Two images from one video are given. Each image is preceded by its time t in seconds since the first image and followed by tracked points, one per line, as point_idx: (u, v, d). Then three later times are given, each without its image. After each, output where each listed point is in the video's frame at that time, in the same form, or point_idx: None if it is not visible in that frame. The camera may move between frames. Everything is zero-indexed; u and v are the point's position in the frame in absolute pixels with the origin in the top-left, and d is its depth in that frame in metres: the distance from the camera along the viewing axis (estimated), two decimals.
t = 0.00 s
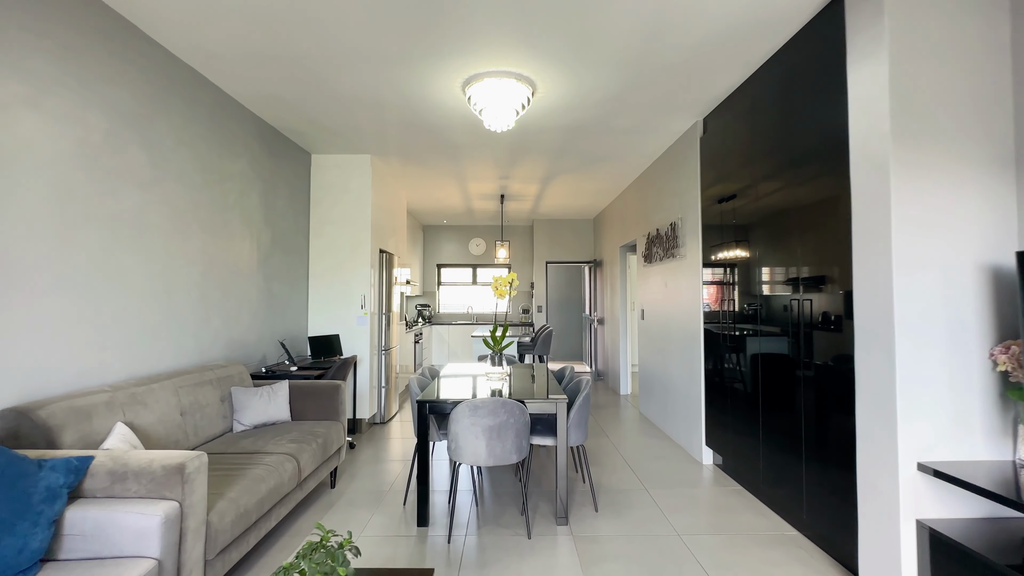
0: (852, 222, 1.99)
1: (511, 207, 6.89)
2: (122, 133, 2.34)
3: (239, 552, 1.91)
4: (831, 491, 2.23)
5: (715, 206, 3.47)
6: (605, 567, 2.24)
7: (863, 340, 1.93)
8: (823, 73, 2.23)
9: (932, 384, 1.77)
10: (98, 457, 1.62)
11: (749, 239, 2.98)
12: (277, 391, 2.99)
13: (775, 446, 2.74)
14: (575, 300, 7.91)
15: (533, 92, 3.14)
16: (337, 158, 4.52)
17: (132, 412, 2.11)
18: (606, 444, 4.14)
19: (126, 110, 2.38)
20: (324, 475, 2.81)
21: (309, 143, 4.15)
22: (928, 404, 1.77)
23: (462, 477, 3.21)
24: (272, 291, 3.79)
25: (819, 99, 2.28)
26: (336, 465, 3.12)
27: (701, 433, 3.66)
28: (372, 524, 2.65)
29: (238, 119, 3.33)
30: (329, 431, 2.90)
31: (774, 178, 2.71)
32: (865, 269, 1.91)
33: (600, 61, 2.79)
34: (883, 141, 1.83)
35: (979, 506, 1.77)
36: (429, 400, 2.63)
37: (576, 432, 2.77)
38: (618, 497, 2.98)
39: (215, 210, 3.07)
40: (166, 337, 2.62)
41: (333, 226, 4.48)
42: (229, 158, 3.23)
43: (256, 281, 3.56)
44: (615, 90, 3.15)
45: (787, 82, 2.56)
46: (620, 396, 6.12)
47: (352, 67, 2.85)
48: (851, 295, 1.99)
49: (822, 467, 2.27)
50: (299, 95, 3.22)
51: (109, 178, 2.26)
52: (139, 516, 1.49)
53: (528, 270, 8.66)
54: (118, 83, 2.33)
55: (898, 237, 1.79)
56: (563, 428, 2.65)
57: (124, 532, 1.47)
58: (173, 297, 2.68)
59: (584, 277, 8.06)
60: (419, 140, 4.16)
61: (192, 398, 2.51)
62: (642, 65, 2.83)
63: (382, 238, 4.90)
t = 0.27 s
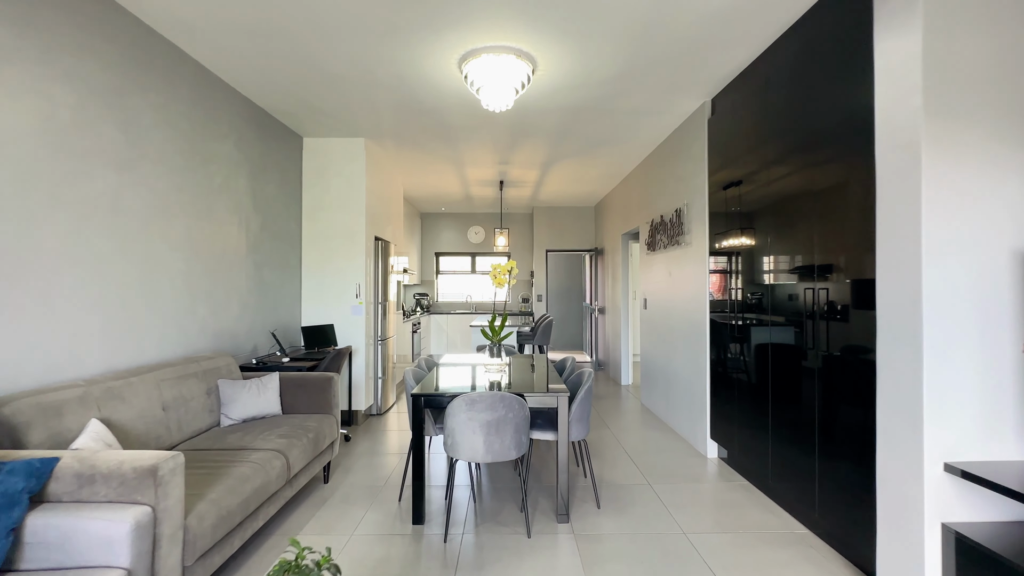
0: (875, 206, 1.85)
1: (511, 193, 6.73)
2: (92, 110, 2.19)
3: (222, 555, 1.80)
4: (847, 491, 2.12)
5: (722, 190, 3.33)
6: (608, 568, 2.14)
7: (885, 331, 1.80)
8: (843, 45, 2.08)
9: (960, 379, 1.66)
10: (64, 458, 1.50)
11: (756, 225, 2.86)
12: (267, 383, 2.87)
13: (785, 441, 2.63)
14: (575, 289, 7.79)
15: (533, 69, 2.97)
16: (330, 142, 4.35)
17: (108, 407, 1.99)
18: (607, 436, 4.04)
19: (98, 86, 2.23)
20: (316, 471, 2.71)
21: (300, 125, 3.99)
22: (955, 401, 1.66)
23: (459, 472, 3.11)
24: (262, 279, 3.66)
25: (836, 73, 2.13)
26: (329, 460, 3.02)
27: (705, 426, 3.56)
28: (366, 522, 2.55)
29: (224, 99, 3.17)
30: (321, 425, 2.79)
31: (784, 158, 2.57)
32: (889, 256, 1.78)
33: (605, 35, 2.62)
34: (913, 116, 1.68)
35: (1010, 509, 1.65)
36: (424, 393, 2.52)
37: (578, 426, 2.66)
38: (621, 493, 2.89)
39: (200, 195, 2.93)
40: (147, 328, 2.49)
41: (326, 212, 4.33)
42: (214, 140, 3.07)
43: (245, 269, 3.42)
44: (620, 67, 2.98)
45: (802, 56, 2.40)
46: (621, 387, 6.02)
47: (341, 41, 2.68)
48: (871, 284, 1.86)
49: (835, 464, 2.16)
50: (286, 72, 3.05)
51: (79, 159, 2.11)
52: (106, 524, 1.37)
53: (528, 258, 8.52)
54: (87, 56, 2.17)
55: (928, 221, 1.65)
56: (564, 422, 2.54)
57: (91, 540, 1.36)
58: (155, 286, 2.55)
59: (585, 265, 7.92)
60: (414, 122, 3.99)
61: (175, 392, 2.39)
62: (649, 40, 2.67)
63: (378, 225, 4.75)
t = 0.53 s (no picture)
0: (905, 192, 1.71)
1: (510, 180, 6.56)
2: (58, 88, 2.04)
3: (203, 564, 1.70)
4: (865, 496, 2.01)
5: (732, 176, 3.17)
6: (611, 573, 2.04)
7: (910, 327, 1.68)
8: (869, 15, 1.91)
9: (994, 379, 1.54)
10: (24, 467, 1.38)
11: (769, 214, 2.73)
12: (255, 378, 2.75)
13: (796, 439, 2.53)
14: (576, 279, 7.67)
15: (534, 46, 2.81)
16: (321, 126, 4.17)
17: (81, 407, 1.87)
18: (609, 431, 3.93)
19: (65, 62, 2.07)
20: (307, 470, 2.60)
21: (289, 108, 3.82)
22: (989, 403, 1.54)
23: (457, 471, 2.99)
24: (252, 269, 3.52)
25: (863, 48, 1.97)
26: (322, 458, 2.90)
27: (711, 421, 3.45)
28: (359, 523, 2.45)
29: (206, 79, 3.00)
30: (311, 422, 2.67)
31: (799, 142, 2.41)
32: (919, 246, 1.65)
33: (610, 9, 2.46)
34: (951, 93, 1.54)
35: None
36: (419, 390, 2.39)
37: (579, 424, 2.55)
38: (624, 491, 2.79)
39: (182, 181, 2.78)
40: (126, 321, 2.36)
41: (318, 200, 4.18)
42: (197, 123, 2.92)
43: (232, 258, 3.28)
44: (625, 45, 2.81)
45: (820, 29, 2.23)
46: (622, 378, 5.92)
47: (327, 16, 2.51)
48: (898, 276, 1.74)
49: (853, 465, 2.05)
50: (271, 51, 2.88)
51: (45, 141, 1.97)
52: (68, 540, 1.26)
53: (528, 247, 8.37)
54: (50, 28, 2.01)
55: (963, 208, 1.52)
56: (565, 420, 2.42)
57: (51, 557, 1.25)
58: (135, 277, 2.42)
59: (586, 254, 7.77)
60: (409, 105, 3.82)
61: (156, 389, 2.27)
62: (657, 15, 2.50)
63: (372, 213, 4.60)
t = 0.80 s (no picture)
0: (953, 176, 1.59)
1: (511, 167, 6.41)
2: (25, 65, 1.90)
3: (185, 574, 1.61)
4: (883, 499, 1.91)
5: (745, 163, 3.04)
6: None
7: (948, 325, 1.59)
8: None
9: None
10: None
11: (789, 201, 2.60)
12: (244, 374, 2.65)
13: (808, 437, 2.43)
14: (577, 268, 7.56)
15: (535, 23, 2.65)
16: (314, 110, 4.02)
17: (55, 408, 1.77)
18: (611, 425, 3.85)
19: (30, 36, 1.92)
20: (299, 468, 2.51)
21: (280, 91, 3.66)
22: None
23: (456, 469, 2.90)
24: (242, 260, 3.40)
25: (911, 25, 1.82)
26: (315, 455, 2.81)
27: (717, 416, 3.35)
28: (353, 523, 2.36)
29: (190, 58, 2.85)
30: (304, 419, 2.58)
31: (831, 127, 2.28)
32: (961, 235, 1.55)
33: None
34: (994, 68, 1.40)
35: None
36: (415, 387, 2.29)
37: (583, 421, 2.45)
38: (628, 490, 2.70)
39: (166, 167, 2.65)
40: (106, 315, 2.25)
41: (312, 187, 4.04)
42: (181, 105, 2.78)
43: (222, 248, 3.16)
44: (632, 22, 2.66)
45: (860, 5, 2.09)
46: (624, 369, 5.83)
47: None
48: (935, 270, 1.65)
49: (874, 467, 1.96)
50: (258, 28, 2.73)
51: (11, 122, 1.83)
52: (34, 557, 1.16)
53: (528, 236, 8.23)
54: None
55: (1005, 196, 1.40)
56: (568, 418, 2.32)
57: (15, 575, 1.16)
58: (115, 268, 2.30)
59: (588, 244, 7.64)
60: (405, 88, 3.67)
61: (139, 387, 2.17)
62: None
63: (368, 201, 4.46)
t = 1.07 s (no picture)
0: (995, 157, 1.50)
1: (511, 155, 6.25)
2: None
3: None
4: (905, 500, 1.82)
5: (758, 148, 2.89)
6: None
7: (997, 321, 1.49)
8: None
9: None
10: None
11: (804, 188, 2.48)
12: (234, 369, 2.55)
13: (822, 434, 2.33)
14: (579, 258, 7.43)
15: None
16: (307, 94, 3.86)
17: (28, 409, 1.66)
18: (614, 419, 3.76)
19: None
20: (292, 467, 2.41)
21: (271, 73, 3.50)
22: None
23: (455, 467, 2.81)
24: (233, 249, 3.28)
25: None
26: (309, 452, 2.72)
27: (724, 410, 3.26)
28: (349, 524, 2.27)
29: (173, 37, 2.70)
30: (296, 416, 2.48)
31: (855, 109, 2.14)
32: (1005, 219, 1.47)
33: None
34: None
35: None
36: (412, 383, 2.18)
37: (586, 418, 2.35)
38: (634, 488, 2.61)
39: (149, 152, 2.52)
40: (85, 308, 2.13)
41: (305, 174, 3.90)
42: (165, 87, 2.64)
43: (211, 238, 3.04)
44: None
45: None
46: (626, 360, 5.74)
47: None
48: (978, 260, 1.55)
49: (897, 466, 1.86)
50: (244, 4, 2.58)
51: None
52: None
53: (529, 225, 8.09)
54: None
55: None
56: (572, 416, 2.22)
57: None
58: (94, 259, 2.18)
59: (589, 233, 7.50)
60: (401, 70, 3.51)
61: (121, 384, 2.06)
62: None
63: (364, 189, 4.32)
